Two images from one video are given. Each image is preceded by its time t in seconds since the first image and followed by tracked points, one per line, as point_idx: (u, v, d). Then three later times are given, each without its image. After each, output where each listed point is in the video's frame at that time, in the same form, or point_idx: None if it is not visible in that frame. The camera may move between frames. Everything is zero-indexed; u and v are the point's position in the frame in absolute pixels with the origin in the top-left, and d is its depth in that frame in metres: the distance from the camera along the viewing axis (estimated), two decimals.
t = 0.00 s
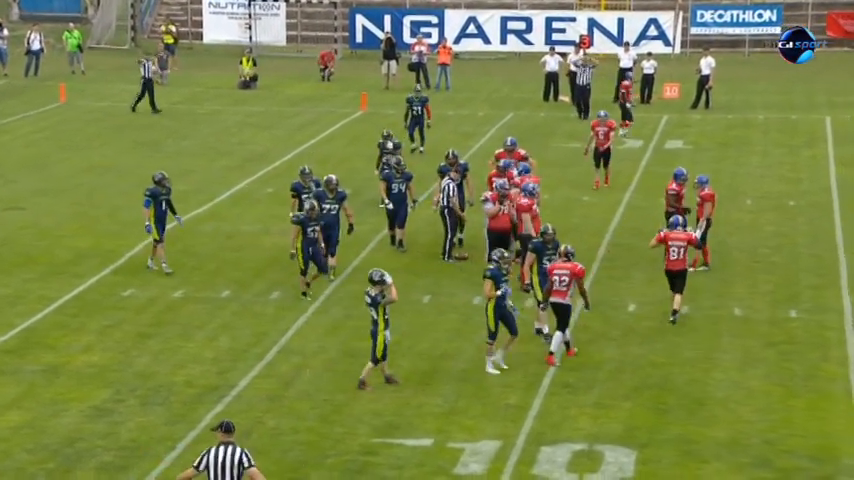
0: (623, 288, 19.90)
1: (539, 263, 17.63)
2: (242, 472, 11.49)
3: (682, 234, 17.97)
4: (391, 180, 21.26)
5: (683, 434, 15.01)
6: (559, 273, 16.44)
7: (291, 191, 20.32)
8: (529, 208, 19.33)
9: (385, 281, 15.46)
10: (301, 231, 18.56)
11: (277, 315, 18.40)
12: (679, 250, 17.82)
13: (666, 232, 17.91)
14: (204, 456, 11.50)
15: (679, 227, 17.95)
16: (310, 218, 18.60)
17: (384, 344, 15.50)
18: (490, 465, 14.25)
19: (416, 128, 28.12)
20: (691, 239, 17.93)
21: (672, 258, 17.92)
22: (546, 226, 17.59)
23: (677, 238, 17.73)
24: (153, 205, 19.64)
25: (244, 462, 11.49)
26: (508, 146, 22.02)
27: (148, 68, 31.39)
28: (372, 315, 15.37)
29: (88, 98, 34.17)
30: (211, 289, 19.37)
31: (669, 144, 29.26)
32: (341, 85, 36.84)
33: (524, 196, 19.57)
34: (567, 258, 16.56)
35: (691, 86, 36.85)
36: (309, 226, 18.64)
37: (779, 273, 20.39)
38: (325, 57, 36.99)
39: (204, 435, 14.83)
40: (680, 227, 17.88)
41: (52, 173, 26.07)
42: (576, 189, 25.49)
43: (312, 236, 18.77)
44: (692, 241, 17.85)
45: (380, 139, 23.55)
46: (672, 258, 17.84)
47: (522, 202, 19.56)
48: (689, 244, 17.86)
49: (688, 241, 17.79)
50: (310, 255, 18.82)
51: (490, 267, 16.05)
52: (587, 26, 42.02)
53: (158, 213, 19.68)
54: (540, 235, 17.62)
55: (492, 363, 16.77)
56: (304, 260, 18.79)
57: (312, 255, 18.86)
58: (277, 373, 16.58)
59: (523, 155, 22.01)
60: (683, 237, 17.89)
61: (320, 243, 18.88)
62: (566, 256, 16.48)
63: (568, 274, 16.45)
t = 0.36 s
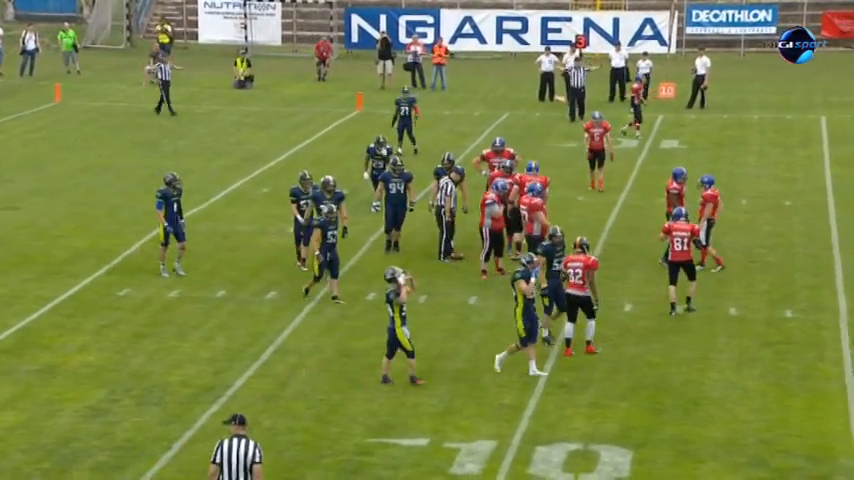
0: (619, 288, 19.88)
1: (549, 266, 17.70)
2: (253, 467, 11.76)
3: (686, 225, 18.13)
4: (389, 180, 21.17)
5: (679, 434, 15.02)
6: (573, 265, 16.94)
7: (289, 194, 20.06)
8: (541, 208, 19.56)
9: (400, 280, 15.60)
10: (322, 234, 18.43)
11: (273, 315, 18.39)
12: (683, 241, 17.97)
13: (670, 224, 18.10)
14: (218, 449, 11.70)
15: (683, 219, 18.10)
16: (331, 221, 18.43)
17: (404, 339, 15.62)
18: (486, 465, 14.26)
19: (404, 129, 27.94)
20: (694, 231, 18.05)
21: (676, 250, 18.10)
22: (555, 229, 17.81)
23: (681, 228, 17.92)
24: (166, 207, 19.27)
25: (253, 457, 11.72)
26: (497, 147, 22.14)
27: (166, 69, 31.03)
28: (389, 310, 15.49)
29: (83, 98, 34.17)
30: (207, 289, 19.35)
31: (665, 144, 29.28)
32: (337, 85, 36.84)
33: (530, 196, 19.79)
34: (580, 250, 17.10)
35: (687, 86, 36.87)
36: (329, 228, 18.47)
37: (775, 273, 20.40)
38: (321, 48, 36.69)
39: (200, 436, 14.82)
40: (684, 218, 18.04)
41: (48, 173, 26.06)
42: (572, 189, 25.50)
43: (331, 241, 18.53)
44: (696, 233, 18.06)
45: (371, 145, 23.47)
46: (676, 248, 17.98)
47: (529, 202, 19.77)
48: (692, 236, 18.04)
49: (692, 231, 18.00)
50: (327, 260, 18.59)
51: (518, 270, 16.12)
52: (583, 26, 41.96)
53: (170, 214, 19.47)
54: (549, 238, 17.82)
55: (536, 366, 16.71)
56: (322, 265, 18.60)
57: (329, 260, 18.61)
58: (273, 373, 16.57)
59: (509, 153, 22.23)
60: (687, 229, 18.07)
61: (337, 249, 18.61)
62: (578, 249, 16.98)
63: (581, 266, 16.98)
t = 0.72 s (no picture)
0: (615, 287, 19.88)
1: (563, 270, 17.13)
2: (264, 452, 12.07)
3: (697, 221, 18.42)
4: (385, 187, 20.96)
5: (675, 433, 15.02)
6: (594, 261, 17.21)
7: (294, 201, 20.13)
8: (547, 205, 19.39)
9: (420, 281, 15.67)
10: (337, 239, 18.22)
11: (269, 315, 18.38)
12: (693, 237, 18.29)
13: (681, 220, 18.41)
14: (226, 441, 11.95)
15: (694, 214, 18.39)
16: (347, 225, 18.24)
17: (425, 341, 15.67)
18: (482, 464, 14.27)
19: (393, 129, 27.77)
20: (704, 227, 18.33)
21: (686, 245, 18.39)
22: (570, 232, 17.12)
23: (690, 225, 18.23)
24: (185, 210, 19.16)
25: (262, 445, 12.06)
26: (496, 146, 21.95)
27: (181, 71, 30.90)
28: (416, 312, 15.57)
29: (79, 98, 34.14)
30: (203, 289, 19.33)
31: (661, 143, 29.31)
32: (334, 84, 36.86)
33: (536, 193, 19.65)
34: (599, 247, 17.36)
35: (683, 86, 36.90)
36: (345, 233, 18.27)
37: (771, 272, 20.42)
38: (317, 46, 36.56)
39: (196, 436, 14.82)
40: (695, 214, 18.34)
41: (45, 172, 26.03)
42: (569, 189, 25.52)
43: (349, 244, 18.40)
44: (706, 228, 18.33)
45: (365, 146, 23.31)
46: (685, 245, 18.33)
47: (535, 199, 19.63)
48: (702, 231, 18.31)
49: (702, 228, 18.27)
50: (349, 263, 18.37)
51: (547, 273, 16.06)
52: (579, 25, 42.03)
53: (186, 218, 19.20)
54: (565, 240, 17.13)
55: (535, 364, 16.69)
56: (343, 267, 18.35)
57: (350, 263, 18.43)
58: (269, 373, 16.56)
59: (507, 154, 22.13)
60: (697, 224, 18.35)
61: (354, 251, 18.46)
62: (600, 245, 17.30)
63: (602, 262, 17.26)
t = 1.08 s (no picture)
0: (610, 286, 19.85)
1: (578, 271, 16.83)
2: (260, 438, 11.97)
3: (702, 216, 18.91)
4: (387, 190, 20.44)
5: (669, 432, 15.02)
6: (609, 257, 17.10)
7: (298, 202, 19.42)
8: (559, 205, 19.14)
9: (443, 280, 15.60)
10: (354, 240, 18.04)
11: (263, 313, 18.36)
12: (699, 232, 18.77)
13: (687, 215, 18.91)
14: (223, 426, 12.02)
15: (697, 209, 18.88)
16: (364, 225, 18.07)
17: (442, 338, 15.73)
18: (476, 463, 14.28)
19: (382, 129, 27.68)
20: (709, 221, 18.85)
21: (692, 240, 18.83)
22: (585, 233, 16.71)
23: (696, 220, 18.75)
24: (194, 213, 19.03)
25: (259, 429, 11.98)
26: (506, 146, 21.99)
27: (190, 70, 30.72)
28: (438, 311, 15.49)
29: (72, 96, 34.08)
30: (197, 287, 19.30)
31: (655, 141, 29.33)
32: (328, 82, 36.85)
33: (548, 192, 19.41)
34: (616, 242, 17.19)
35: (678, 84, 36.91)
36: (362, 233, 18.13)
37: (765, 270, 20.42)
38: (310, 43, 36.46)
39: (190, 435, 14.80)
40: (699, 209, 18.83)
41: (38, 170, 25.99)
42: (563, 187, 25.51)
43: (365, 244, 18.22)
44: (711, 224, 18.86)
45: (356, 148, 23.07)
46: (691, 239, 18.77)
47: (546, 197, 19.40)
48: (707, 226, 18.82)
49: (707, 223, 18.80)
50: (362, 263, 18.29)
51: (578, 273, 16.02)
52: (573, 23, 42.00)
53: (198, 223, 19.12)
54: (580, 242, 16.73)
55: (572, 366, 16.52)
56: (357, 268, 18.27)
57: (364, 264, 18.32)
58: (264, 371, 16.55)
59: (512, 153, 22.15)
60: (702, 219, 18.86)
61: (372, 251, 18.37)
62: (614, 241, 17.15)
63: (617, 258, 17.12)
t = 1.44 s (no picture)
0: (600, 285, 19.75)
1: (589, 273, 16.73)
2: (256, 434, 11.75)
3: (702, 209, 19.03)
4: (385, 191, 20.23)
5: (660, 431, 14.96)
6: (618, 249, 17.59)
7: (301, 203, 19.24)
8: (569, 203, 19.31)
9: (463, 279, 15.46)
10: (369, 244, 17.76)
11: (251, 313, 18.26)
12: (698, 224, 18.91)
13: (686, 208, 19.06)
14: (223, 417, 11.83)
15: (698, 202, 19.01)
16: (378, 229, 17.81)
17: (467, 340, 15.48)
18: (466, 463, 14.21)
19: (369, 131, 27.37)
20: (709, 214, 18.94)
21: (693, 232, 19.01)
22: (595, 236, 16.54)
23: (693, 212, 18.88)
24: (200, 216, 18.66)
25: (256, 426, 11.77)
26: (509, 143, 22.05)
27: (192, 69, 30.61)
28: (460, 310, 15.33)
29: (59, 95, 33.93)
30: (185, 287, 19.20)
31: (646, 140, 29.28)
32: (318, 81, 36.78)
33: (556, 190, 19.59)
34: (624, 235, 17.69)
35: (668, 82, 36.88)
36: (375, 238, 17.81)
37: (756, 270, 20.36)
38: (299, 43, 36.24)
39: (178, 435, 14.71)
40: (699, 203, 18.95)
41: (24, 170, 25.86)
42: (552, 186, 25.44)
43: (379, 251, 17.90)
44: (711, 215, 18.93)
45: (347, 153, 22.95)
46: (691, 231, 18.99)
47: (554, 196, 19.54)
48: (707, 219, 18.93)
49: (706, 215, 18.88)
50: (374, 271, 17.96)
51: (602, 275, 15.77)
52: (563, 22, 41.87)
53: (203, 225, 18.75)
54: (591, 245, 16.54)
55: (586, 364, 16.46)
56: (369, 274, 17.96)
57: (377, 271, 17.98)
58: (252, 371, 16.45)
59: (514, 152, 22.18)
60: (701, 212, 18.97)
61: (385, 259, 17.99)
62: (623, 233, 17.65)
63: (625, 249, 17.58)
